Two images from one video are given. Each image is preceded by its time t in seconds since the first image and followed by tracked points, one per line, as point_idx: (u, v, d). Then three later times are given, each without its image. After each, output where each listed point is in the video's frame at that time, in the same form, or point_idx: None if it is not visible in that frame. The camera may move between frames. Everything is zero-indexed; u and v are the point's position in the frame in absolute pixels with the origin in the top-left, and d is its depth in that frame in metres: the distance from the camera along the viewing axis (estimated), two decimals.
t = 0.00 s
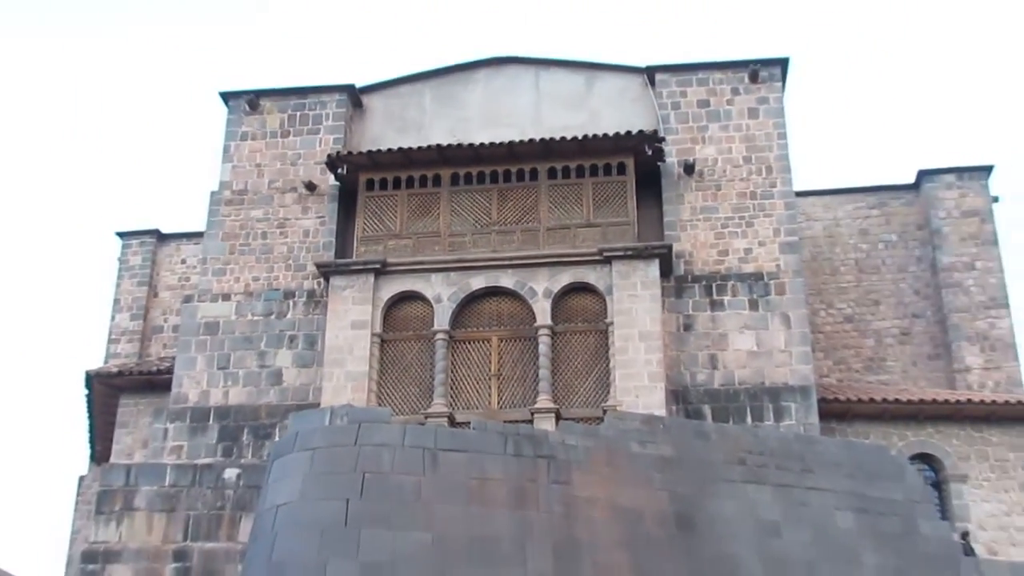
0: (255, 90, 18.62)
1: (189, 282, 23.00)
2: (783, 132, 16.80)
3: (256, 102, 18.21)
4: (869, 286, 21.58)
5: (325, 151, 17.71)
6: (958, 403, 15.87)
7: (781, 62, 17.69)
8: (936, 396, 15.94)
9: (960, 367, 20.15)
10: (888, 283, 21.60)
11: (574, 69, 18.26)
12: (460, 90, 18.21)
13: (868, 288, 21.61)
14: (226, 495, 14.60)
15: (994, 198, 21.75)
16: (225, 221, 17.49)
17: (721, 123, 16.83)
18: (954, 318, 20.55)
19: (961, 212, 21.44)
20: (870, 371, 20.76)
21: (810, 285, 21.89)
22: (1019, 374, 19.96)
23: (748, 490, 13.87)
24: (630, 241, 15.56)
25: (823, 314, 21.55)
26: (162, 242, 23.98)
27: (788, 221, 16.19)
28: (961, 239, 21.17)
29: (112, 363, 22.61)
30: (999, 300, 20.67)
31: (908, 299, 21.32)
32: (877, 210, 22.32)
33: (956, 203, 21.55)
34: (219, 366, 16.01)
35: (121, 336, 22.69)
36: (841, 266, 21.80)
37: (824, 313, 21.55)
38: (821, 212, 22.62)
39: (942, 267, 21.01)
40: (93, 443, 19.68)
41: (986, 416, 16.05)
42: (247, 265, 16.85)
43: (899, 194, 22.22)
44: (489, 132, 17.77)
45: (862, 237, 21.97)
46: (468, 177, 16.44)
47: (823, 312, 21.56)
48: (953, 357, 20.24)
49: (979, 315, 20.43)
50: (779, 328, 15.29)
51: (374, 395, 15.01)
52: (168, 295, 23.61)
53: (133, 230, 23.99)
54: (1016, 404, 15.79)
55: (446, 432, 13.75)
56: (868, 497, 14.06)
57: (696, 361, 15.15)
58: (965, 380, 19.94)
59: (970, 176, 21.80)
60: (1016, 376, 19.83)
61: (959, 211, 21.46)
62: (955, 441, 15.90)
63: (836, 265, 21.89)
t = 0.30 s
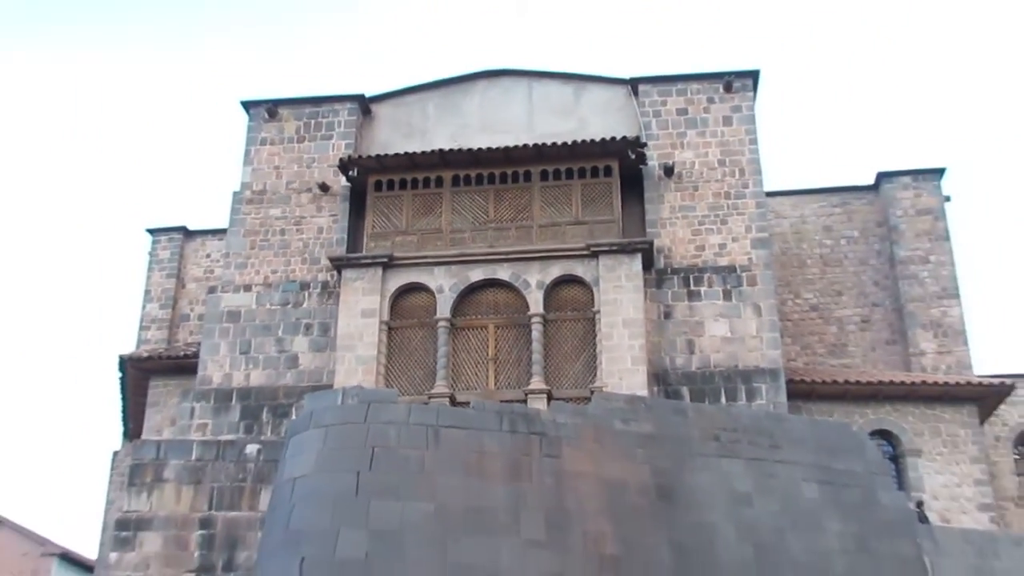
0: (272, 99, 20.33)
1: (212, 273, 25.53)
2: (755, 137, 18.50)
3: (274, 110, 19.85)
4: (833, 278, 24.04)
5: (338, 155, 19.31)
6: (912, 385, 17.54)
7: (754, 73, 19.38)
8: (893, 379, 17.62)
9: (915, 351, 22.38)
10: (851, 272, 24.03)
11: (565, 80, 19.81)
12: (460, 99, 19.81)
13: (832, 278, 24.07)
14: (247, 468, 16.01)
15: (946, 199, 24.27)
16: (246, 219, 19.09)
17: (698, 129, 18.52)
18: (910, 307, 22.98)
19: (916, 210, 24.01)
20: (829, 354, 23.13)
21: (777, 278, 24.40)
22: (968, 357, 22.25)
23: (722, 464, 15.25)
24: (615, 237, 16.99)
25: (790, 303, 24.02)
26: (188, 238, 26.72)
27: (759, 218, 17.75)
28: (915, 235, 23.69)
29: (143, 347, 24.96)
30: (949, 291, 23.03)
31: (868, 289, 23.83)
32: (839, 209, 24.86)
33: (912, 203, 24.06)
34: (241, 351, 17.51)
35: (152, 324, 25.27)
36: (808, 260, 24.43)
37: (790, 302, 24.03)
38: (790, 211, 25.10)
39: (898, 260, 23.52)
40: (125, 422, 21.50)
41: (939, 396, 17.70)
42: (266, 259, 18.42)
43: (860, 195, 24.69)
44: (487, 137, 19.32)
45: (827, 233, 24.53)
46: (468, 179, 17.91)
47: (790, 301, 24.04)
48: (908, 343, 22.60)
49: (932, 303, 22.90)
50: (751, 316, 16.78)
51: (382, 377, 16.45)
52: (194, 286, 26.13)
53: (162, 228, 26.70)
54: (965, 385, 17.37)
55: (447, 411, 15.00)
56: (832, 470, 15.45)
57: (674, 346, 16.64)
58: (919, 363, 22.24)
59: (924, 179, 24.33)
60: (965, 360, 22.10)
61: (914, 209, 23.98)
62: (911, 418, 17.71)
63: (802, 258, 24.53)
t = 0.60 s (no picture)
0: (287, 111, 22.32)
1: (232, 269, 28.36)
2: (727, 145, 20.44)
3: (288, 121, 21.79)
4: (799, 274, 26.68)
5: (347, 162, 21.28)
6: (869, 370, 19.60)
7: (727, 87, 21.33)
8: (852, 365, 19.68)
9: (874, 340, 24.92)
10: (815, 269, 26.65)
11: (553, 95, 21.82)
12: (458, 111, 21.84)
13: (798, 274, 26.67)
14: (264, 447, 17.51)
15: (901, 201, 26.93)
16: (262, 221, 20.96)
17: (675, 138, 20.44)
18: (868, 300, 25.45)
19: (874, 212, 26.57)
20: (795, 343, 25.56)
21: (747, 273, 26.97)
22: (921, 346, 24.63)
23: (697, 443, 16.70)
24: (600, 237, 18.71)
25: (758, 296, 26.58)
26: (210, 238, 29.38)
27: (730, 220, 19.60)
28: (873, 234, 26.31)
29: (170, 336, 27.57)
30: (905, 286, 25.53)
31: (829, 284, 26.44)
32: (804, 211, 27.45)
33: (870, 205, 26.70)
34: (258, 340, 19.30)
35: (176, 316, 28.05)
36: (775, 256, 27.03)
37: (758, 295, 26.59)
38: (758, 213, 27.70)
39: (859, 258, 26.02)
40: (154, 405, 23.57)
41: (894, 381, 19.72)
42: (282, 257, 20.28)
43: (823, 198, 27.35)
44: (483, 146, 21.27)
45: (793, 232, 27.17)
46: (465, 184, 19.64)
47: (758, 294, 26.59)
48: (866, 332, 25.11)
49: (889, 297, 25.37)
50: (723, 308, 18.54)
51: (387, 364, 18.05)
52: (215, 281, 28.93)
53: (186, 228, 29.34)
54: (916, 370, 19.43)
55: (447, 395, 16.22)
56: (796, 449, 17.03)
57: (654, 336, 18.38)
58: (877, 350, 24.67)
59: (881, 183, 27.01)
60: (918, 347, 24.53)
61: (871, 211, 26.62)
62: (868, 401, 19.66)
63: (770, 256, 27.08)
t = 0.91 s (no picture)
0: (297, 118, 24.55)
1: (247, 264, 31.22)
2: (701, 150, 22.63)
3: (299, 127, 24.07)
4: (767, 270, 29.13)
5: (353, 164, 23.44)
6: (832, 358, 21.51)
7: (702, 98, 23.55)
8: (817, 353, 21.57)
9: (835, 331, 27.58)
10: (783, 263, 29.11)
11: (542, 105, 24.15)
12: (456, 118, 24.13)
13: (767, 271, 29.20)
14: (275, 427, 18.99)
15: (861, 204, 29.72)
16: (274, 219, 23.06)
17: (654, 144, 22.64)
18: (831, 294, 28.09)
19: (837, 214, 29.28)
20: (764, 334, 27.93)
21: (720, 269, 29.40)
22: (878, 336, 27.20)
23: (673, 425, 18.07)
24: (585, 234, 20.65)
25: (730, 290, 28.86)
26: (226, 234, 32.41)
27: (704, 220, 21.66)
28: (835, 235, 29.05)
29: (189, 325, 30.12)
30: (864, 282, 28.09)
31: (795, 279, 28.92)
32: (773, 213, 30.04)
33: (832, 207, 29.46)
34: (270, 330, 21.18)
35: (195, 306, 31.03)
36: (746, 254, 29.43)
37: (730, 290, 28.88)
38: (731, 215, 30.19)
39: (822, 255, 28.78)
40: (174, 389, 25.72)
41: (855, 367, 21.67)
42: (292, 252, 22.33)
43: (791, 201, 29.97)
44: (478, 151, 23.48)
45: (762, 232, 29.70)
46: (462, 186, 21.62)
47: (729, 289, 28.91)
48: (830, 324, 27.70)
49: (849, 292, 27.98)
50: (698, 301, 20.42)
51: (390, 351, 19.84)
52: (230, 275, 31.94)
53: (204, 225, 32.32)
54: (875, 358, 21.35)
55: (444, 380, 17.48)
56: (764, 431, 18.47)
57: (634, 326, 20.19)
58: (839, 341, 27.28)
59: (843, 187, 29.76)
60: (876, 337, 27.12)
61: (834, 213, 29.37)
62: (830, 387, 21.56)
63: (741, 252, 29.42)
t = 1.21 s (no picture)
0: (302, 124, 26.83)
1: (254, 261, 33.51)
2: (676, 156, 25.10)
3: (304, 132, 26.30)
4: (735, 269, 31.64)
5: (353, 167, 25.64)
6: (795, 351, 24.18)
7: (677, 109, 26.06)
8: (781, 346, 24.18)
9: (799, 324, 29.92)
10: (750, 264, 31.68)
11: (529, 113, 26.36)
12: (450, 125, 26.44)
13: (736, 269, 31.65)
14: (280, 411, 20.00)
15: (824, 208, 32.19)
16: (280, 217, 25.23)
17: (634, 151, 25.10)
18: (796, 290, 30.51)
19: (802, 216, 31.89)
20: (732, 326, 30.43)
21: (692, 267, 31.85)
22: (838, 329, 29.65)
23: (648, 411, 18.47)
24: (568, 234, 22.68)
25: (704, 290, 31.06)
26: (236, 231, 34.42)
27: (679, 222, 24.07)
28: (800, 236, 31.47)
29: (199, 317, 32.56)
30: (826, 280, 30.53)
31: (763, 278, 31.43)
32: (743, 215, 32.56)
33: (798, 211, 31.95)
34: (275, 319, 23.31)
35: (206, 298, 32.88)
36: (718, 253, 31.92)
37: (702, 287, 31.17)
38: (703, 217, 32.69)
39: (787, 255, 31.20)
40: (186, 373, 27.95)
41: (816, 358, 24.32)
42: (297, 249, 24.48)
43: (760, 204, 32.53)
44: (470, 154, 25.63)
45: (732, 233, 32.20)
46: (455, 188, 23.71)
47: (702, 287, 31.17)
48: (793, 318, 30.04)
49: (813, 288, 30.42)
50: (672, 297, 22.72)
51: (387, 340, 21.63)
52: (240, 268, 33.68)
53: (215, 222, 34.35)
54: (834, 350, 24.08)
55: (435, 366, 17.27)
56: (733, 416, 19.11)
57: (614, 320, 22.43)
58: (801, 334, 29.70)
59: (808, 193, 32.22)
60: (836, 331, 29.54)
61: (800, 216, 31.85)
62: (794, 376, 24.27)
63: (713, 252, 31.92)
